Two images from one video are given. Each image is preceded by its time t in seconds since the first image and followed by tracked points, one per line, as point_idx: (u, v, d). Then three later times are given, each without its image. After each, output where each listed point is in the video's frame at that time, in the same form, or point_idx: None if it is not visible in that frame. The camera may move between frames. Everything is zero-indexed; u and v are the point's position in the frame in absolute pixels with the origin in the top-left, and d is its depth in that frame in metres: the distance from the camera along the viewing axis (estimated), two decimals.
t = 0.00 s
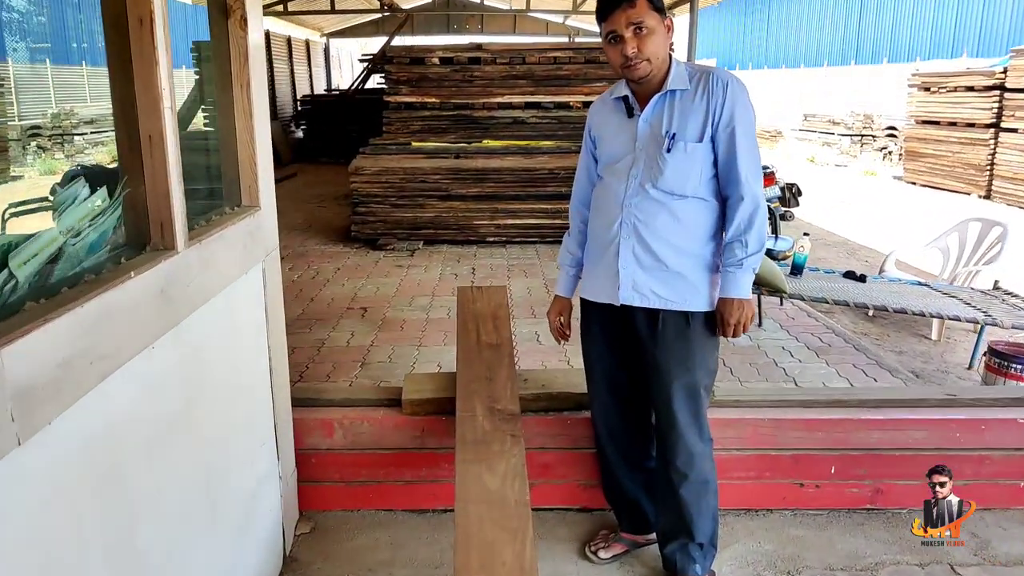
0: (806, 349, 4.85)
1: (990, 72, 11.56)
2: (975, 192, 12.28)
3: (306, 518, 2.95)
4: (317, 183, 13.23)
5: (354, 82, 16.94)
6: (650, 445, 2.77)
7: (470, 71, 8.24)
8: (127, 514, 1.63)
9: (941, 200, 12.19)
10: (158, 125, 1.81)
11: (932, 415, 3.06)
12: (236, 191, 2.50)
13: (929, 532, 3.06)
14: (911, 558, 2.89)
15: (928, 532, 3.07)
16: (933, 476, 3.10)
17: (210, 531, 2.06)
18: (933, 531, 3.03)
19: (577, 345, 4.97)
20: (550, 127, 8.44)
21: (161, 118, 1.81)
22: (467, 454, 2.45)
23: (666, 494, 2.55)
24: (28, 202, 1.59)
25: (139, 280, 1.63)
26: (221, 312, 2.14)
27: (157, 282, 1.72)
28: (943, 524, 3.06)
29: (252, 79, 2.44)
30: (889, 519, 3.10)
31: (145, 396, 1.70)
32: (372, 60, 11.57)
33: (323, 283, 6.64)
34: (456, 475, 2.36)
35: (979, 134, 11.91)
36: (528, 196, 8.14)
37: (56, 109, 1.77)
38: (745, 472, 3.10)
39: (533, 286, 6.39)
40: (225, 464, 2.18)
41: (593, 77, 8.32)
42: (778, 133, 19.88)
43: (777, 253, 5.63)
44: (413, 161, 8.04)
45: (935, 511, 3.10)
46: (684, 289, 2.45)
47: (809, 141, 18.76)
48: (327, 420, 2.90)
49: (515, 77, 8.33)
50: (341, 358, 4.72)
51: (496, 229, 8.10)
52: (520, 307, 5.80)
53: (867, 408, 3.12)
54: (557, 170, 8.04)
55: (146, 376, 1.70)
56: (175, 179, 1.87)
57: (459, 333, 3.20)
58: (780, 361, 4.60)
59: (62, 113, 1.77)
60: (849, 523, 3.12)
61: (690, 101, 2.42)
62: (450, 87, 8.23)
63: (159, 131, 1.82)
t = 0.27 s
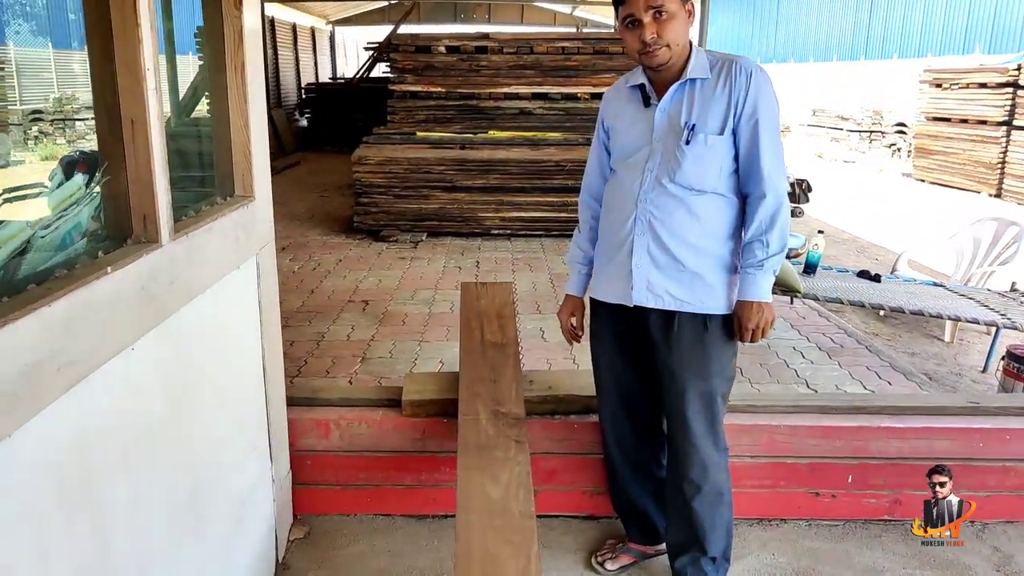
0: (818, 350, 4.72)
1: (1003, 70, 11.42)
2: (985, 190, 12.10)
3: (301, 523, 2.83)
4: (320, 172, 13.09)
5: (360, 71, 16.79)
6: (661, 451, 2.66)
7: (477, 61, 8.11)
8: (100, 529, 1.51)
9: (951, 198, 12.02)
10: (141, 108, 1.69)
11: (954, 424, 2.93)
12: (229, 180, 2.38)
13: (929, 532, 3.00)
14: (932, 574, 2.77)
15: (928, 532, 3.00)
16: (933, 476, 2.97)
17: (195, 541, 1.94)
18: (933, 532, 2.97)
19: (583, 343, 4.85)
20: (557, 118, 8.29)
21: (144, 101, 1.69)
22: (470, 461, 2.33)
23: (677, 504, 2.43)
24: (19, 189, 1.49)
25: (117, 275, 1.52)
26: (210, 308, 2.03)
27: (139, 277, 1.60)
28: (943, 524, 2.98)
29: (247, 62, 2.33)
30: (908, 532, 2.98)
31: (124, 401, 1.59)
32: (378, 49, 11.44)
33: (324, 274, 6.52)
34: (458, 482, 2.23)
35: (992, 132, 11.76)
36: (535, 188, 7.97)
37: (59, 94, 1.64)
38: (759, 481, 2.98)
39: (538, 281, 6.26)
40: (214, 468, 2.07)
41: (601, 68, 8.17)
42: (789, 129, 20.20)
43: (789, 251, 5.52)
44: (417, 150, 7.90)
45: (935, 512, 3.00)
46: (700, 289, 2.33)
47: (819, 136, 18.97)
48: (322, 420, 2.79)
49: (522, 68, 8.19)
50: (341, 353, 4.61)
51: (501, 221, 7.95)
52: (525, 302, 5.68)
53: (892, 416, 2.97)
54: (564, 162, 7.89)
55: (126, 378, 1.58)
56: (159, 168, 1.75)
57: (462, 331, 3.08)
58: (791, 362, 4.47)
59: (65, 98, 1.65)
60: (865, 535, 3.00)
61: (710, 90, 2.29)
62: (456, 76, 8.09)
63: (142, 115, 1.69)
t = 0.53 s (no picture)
0: (821, 360, 4.56)
1: (995, 83, 11.41)
2: (973, 201, 11.92)
3: (282, 540, 2.66)
4: (315, 165, 12.89)
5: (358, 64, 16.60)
6: (669, 473, 2.48)
7: (477, 55, 7.92)
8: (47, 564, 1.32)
9: (947, 209, 11.92)
10: (110, 87, 1.51)
11: (975, 445, 2.75)
12: (213, 169, 2.20)
13: (929, 532, 2.85)
14: None
15: (928, 532, 2.85)
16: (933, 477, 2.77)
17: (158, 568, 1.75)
18: (934, 533, 2.84)
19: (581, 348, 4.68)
20: (557, 116, 8.12)
21: (115, 77, 1.51)
22: (467, 481, 2.15)
23: (686, 529, 2.25)
24: None
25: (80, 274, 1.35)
26: (187, 309, 1.85)
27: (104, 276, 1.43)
28: (944, 524, 2.84)
29: (235, 41, 2.14)
30: (921, 557, 2.81)
31: (84, 416, 1.41)
32: (378, 41, 11.27)
33: (314, 269, 6.34)
34: (455, 504, 2.05)
35: (981, 143, 11.68)
36: (534, 186, 7.81)
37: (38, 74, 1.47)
38: (768, 499, 2.78)
39: (535, 282, 6.09)
40: (187, 484, 1.90)
41: (603, 67, 8.01)
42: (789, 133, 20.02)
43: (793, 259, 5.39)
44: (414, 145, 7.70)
45: (935, 512, 2.83)
46: (717, 302, 2.15)
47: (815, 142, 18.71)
48: (308, 432, 2.64)
49: (523, 64, 8.02)
50: (330, 354, 4.44)
51: (498, 220, 7.78)
52: (521, 304, 5.52)
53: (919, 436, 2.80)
54: (564, 162, 7.71)
55: (87, 391, 1.41)
56: (130, 153, 1.57)
57: (461, 335, 2.90)
58: (793, 372, 4.30)
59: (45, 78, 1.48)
60: (877, 558, 2.83)
61: (734, 88, 2.11)
62: (455, 70, 7.91)
63: (110, 93, 1.52)
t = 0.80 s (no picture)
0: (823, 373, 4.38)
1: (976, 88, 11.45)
2: (957, 205, 11.86)
3: None
4: (298, 179, 12.68)
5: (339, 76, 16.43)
6: (684, 508, 2.32)
7: (461, 66, 7.78)
8: None
9: (933, 213, 11.89)
10: (75, 108, 1.32)
11: (999, 467, 2.63)
12: (193, 195, 2.02)
13: (929, 532, 2.69)
14: None
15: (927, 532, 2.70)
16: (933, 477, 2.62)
17: None
18: (934, 533, 2.68)
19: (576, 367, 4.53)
20: (542, 127, 7.99)
21: (81, 98, 1.32)
22: (470, 524, 1.98)
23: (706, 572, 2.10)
24: None
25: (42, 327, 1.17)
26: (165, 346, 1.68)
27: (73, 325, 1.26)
28: (942, 525, 2.68)
29: (216, 54, 1.96)
30: None
31: (44, 491, 1.23)
32: (360, 53, 11.13)
33: (297, 288, 6.14)
34: (457, 552, 1.88)
35: (964, 148, 11.66)
36: (521, 199, 7.60)
37: None
38: (788, 532, 2.63)
39: (525, 297, 5.93)
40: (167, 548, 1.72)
41: (588, 77, 7.89)
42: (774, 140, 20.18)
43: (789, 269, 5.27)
44: (398, 158, 7.52)
45: (935, 512, 2.66)
46: (736, 328, 2.00)
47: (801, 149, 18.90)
48: (297, 472, 2.51)
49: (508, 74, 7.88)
50: (315, 381, 4.26)
51: (485, 233, 7.62)
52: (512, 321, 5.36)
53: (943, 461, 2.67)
54: (551, 172, 7.50)
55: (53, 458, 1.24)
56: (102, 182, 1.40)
57: (458, 365, 2.75)
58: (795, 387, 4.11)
59: None
60: None
61: (751, 99, 1.97)
62: (439, 81, 7.77)
63: (76, 114, 1.32)
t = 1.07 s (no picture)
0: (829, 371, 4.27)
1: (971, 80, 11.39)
2: (952, 198, 11.80)
3: None
4: (287, 180, 12.52)
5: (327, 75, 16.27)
6: (700, 525, 2.23)
7: (451, 64, 7.66)
8: None
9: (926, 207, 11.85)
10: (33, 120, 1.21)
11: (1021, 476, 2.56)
12: (172, 205, 1.94)
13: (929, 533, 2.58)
14: None
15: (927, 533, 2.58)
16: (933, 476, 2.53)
17: None
18: (934, 533, 2.56)
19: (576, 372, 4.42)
20: (535, 125, 7.88)
21: (38, 107, 1.20)
22: (474, 549, 1.88)
23: None
24: None
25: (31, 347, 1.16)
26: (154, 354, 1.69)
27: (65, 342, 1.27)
28: (942, 525, 2.56)
29: (195, 56, 1.87)
30: None
31: (39, 510, 1.24)
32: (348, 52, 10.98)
33: (289, 293, 6.00)
34: None
35: (961, 142, 11.59)
36: (515, 198, 7.47)
37: None
38: (806, 547, 2.54)
39: (521, 299, 5.82)
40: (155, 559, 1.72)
41: (580, 74, 7.78)
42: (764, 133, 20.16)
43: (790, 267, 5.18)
44: (389, 158, 7.37)
45: (935, 512, 2.55)
46: (756, 339, 1.90)
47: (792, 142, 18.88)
48: (290, 493, 2.41)
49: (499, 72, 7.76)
50: (307, 390, 4.13)
51: (479, 233, 7.51)
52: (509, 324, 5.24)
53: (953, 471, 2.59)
54: (545, 171, 7.37)
55: (44, 479, 1.25)
56: (65, 203, 1.29)
57: (458, 379, 2.65)
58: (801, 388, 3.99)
59: None
60: None
61: (769, 96, 1.86)
62: (429, 80, 7.65)
63: (33, 126, 1.21)
